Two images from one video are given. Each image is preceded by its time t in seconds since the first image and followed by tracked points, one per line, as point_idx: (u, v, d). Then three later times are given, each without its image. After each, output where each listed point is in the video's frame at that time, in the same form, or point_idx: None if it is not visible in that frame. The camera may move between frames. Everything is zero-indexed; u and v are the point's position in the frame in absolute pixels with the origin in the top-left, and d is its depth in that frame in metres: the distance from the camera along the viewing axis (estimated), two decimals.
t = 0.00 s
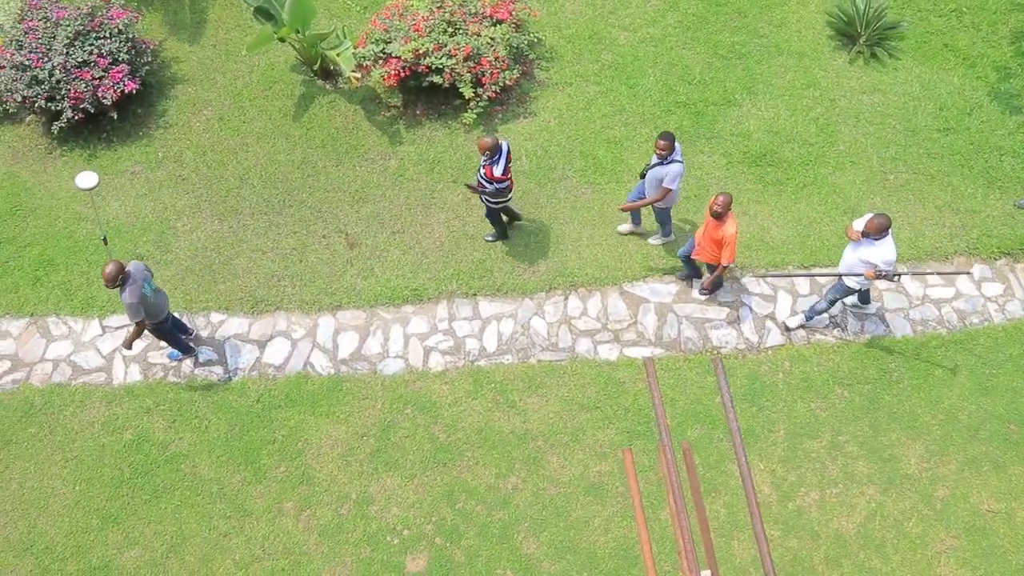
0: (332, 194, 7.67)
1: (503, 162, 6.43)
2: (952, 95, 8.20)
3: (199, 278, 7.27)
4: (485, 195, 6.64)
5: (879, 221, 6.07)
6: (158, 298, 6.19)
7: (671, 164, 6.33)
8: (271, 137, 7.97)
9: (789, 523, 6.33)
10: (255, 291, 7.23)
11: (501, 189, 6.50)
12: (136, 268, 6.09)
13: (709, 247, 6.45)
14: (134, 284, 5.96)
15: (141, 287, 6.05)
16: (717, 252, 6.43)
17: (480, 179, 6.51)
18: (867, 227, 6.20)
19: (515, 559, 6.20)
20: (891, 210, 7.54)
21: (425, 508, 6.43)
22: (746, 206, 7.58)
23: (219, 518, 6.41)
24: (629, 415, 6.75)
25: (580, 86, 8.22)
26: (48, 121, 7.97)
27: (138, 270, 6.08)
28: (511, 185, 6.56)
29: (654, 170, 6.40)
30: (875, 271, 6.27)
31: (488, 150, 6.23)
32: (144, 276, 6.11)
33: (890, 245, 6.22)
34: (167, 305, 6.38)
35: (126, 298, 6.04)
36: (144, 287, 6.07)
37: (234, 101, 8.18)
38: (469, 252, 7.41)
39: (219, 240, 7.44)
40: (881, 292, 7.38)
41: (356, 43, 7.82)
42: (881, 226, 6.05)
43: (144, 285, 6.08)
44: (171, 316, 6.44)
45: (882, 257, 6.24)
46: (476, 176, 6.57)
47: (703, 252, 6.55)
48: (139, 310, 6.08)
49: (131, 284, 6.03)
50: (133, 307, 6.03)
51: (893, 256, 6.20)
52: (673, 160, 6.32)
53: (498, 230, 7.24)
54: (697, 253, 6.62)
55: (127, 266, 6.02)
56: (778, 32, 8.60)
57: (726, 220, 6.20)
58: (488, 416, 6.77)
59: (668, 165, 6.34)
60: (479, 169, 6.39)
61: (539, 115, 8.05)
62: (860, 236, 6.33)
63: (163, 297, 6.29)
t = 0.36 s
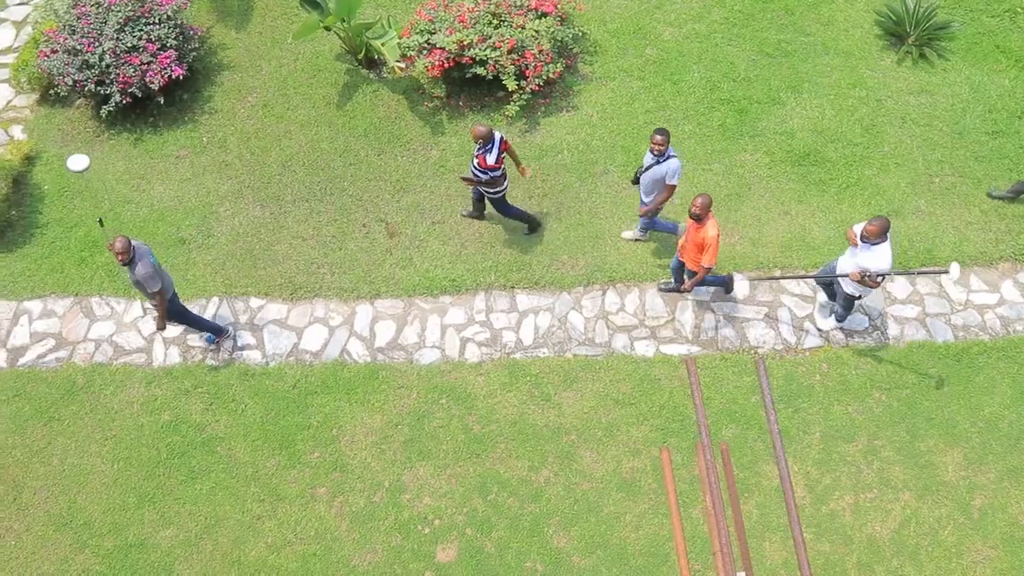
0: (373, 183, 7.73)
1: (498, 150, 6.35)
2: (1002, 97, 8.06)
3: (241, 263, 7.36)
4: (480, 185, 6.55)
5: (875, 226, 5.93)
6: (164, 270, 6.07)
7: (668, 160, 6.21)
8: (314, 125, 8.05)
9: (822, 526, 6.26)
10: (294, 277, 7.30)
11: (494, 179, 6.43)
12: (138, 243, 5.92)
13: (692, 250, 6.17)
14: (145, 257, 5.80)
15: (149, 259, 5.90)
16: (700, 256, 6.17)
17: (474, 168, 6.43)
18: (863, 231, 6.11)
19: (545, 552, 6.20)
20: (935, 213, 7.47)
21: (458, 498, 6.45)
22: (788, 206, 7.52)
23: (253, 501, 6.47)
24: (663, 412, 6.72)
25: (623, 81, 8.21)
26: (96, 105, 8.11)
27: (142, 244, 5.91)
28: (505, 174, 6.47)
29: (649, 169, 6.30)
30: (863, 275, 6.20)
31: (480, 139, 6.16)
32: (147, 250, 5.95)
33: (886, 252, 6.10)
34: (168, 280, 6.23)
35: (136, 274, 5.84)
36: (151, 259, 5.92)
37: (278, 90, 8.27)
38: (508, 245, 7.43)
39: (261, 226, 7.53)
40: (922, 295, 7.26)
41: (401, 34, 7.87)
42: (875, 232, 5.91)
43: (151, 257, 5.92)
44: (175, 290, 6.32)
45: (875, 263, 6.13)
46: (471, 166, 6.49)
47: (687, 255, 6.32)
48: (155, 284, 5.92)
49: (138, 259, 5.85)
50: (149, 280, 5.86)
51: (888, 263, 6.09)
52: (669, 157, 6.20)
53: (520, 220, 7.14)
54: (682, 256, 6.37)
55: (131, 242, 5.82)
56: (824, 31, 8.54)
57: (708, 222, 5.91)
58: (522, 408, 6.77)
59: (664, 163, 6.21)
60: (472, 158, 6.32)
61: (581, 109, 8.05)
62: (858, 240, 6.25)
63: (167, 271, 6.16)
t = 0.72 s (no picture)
0: (394, 181, 7.76)
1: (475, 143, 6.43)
2: None
3: (261, 259, 7.40)
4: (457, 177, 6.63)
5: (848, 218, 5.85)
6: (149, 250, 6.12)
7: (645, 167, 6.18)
8: (336, 122, 8.09)
9: (839, 530, 6.23)
10: (313, 274, 7.33)
11: (471, 171, 6.49)
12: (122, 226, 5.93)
13: (658, 261, 6.21)
14: (133, 240, 5.84)
15: (135, 242, 5.96)
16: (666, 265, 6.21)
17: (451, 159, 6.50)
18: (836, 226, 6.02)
19: (560, 552, 6.19)
20: (956, 218, 7.46)
21: (474, 497, 6.45)
22: (809, 208, 7.48)
23: (269, 496, 6.50)
24: (680, 413, 6.71)
25: (644, 81, 8.21)
26: (120, 101, 8.18)
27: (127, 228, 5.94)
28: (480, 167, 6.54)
29: (627, 173, 6.24)
30: (834, 271, 6.04)
31: (458, 131, 6.26)
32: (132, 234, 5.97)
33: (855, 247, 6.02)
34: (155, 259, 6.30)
35: (124, 258, 5.89)
36: (136, 243, 5.97)
37: (301, 87, 8.31)
38: (528, 244, 7.43)
39: (281, 223, 7.57)
40: (943, 299, 7.17)
41: (423, 32, 7.94)
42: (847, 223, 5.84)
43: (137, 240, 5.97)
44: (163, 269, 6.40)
45: (846, 259, 6.03)
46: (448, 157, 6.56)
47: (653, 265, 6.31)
48: (145, 264, 6.00)
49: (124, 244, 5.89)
50: (138, 263, 5.94)
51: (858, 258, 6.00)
52: (646, 161, 6.16)
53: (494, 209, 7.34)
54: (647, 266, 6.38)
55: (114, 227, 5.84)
56: (848, 33, 8.50)
57: (672, 234, 5.97)
58: (539, 408, 6.78)
59: (642, 167, 6.16)
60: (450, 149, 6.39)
61: (602, 108, 8.05)
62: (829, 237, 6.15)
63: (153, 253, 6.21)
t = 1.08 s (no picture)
0: (408, 176, 7.78)
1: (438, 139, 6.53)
2: None
3: (275, 251, 7.43)
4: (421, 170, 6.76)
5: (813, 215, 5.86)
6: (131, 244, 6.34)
7: (610, 163, 6.19)
8: (351, 116, 8.10)
9: (848, 532, 6.21)
10: (327, 267, 7.35)
11: (432, 166, 6.62)
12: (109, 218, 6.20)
13: (615, 260, 6.23)
14: (111, 233, 6.07)
15: (116, 235, 6.18)
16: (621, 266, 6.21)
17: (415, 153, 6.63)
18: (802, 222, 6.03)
19: (569, 549, 6.19)
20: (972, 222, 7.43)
21: (483, 492, 6.47)
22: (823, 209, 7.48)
23: (280, 488, 6.52)
24: (691, 412, 6.70)
25: (660, 79, 8.19)
26: (137, 92, 8.21)
27: (111, 220, 6.18)
28: (444, 162, 6.67)
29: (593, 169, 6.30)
30: (806, 270, 6.11)
31: (421, 126, 6.36)
32: (116, 226, 6.22)
33: (823, 242, 6.04)
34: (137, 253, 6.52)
35: (101, 248, 6.13)
36: (118, 235, 6.21)
37: (317, 80, 8.33)
38: (542, 241, 7.42)
39: (295, 216, 7.59)
40: (957, 303, 7.13)
41: (439, 27, 7.93)
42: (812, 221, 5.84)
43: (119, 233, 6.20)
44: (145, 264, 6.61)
45: (815, 255, 6.07)
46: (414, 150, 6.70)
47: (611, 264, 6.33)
48: (119, 258, 6.21)
49: (105, 234, 6.13)
50: (112, 254, 6.15)
51: (828, 253, 6.03)
52: (611, 160, 6.17)
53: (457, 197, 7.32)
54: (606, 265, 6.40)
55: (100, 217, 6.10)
56: (865, 33, 8.46)
57: (628, 236, 5.94)
58: (551, 405, 6.78)
59: (606, 166, 6.19)
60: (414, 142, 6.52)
61: (617, 106, 8.04)
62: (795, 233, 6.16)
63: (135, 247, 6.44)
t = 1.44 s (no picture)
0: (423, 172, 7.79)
1: (409, 127, 6.63)
2: None
3: (290, 246, 7.46)
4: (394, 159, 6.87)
5: (777, 222, 5.86)
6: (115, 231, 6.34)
7: (570, 156, 6.16)
8: (367, 112, 8.12)
9: (860, 534, 6.19)
10: (341, 262, 7.37)
11: (403, 155, 6.70)
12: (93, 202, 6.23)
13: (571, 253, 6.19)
14: (90, 218, 6.08)
15: (98, 220, 6.19)
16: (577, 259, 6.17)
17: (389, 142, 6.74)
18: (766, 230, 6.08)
19: (579, 546, 6.20)
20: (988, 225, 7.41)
21: (495, 489, 6.48)
22: (838, 210, 7.48)
23: (292, 481, 6.55)
24: (704, 412, 6.70)
25: (676, 78, 8.18)
26: (154, 86, 8.25)
27: (94, 205, 6.21)
28: (416, 152, 6.74)
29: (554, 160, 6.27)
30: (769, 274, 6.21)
31: (391, 114, 6.46)
32: (98, 211, 6.24)
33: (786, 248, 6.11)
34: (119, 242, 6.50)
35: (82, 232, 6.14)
36: (100, 221, 6.22)
37: (333, 75, 8.35)
38: (556, 238, 7.42)
39: (311, 210, 7.62)
40: (973, 305, 7.08)
41: (456, 24, 7.90)
42: (776, 229, 5.85)
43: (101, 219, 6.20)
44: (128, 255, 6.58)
45: (779, 262, 6.15)
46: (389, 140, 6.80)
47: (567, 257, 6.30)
48: (98, 244, 6.20)
49: (87, 218, 6.14)
50: (90, 239, 6.15)
51: (791, 259, 6.11)
52: (572, 154, 6.13)
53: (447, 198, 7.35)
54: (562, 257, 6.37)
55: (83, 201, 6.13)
56: (883, 33, 8.43)
57: (584, 228, 5.92)
58: (563, 402, 6.78)
59: (566, 159, 6.15)
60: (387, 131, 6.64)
61: (633, 104, 8.03)
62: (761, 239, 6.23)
63: (119, 235, 6.44)
